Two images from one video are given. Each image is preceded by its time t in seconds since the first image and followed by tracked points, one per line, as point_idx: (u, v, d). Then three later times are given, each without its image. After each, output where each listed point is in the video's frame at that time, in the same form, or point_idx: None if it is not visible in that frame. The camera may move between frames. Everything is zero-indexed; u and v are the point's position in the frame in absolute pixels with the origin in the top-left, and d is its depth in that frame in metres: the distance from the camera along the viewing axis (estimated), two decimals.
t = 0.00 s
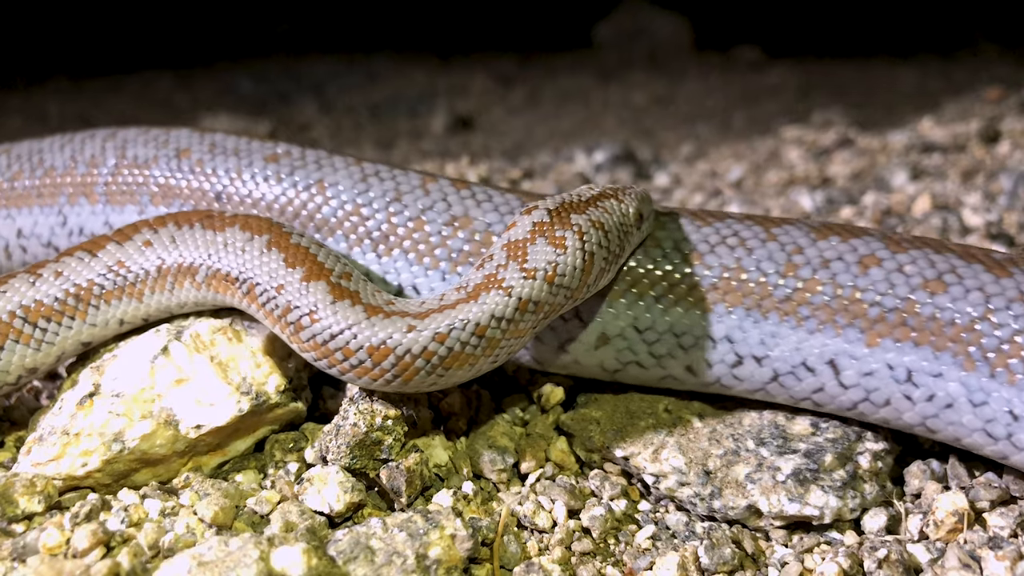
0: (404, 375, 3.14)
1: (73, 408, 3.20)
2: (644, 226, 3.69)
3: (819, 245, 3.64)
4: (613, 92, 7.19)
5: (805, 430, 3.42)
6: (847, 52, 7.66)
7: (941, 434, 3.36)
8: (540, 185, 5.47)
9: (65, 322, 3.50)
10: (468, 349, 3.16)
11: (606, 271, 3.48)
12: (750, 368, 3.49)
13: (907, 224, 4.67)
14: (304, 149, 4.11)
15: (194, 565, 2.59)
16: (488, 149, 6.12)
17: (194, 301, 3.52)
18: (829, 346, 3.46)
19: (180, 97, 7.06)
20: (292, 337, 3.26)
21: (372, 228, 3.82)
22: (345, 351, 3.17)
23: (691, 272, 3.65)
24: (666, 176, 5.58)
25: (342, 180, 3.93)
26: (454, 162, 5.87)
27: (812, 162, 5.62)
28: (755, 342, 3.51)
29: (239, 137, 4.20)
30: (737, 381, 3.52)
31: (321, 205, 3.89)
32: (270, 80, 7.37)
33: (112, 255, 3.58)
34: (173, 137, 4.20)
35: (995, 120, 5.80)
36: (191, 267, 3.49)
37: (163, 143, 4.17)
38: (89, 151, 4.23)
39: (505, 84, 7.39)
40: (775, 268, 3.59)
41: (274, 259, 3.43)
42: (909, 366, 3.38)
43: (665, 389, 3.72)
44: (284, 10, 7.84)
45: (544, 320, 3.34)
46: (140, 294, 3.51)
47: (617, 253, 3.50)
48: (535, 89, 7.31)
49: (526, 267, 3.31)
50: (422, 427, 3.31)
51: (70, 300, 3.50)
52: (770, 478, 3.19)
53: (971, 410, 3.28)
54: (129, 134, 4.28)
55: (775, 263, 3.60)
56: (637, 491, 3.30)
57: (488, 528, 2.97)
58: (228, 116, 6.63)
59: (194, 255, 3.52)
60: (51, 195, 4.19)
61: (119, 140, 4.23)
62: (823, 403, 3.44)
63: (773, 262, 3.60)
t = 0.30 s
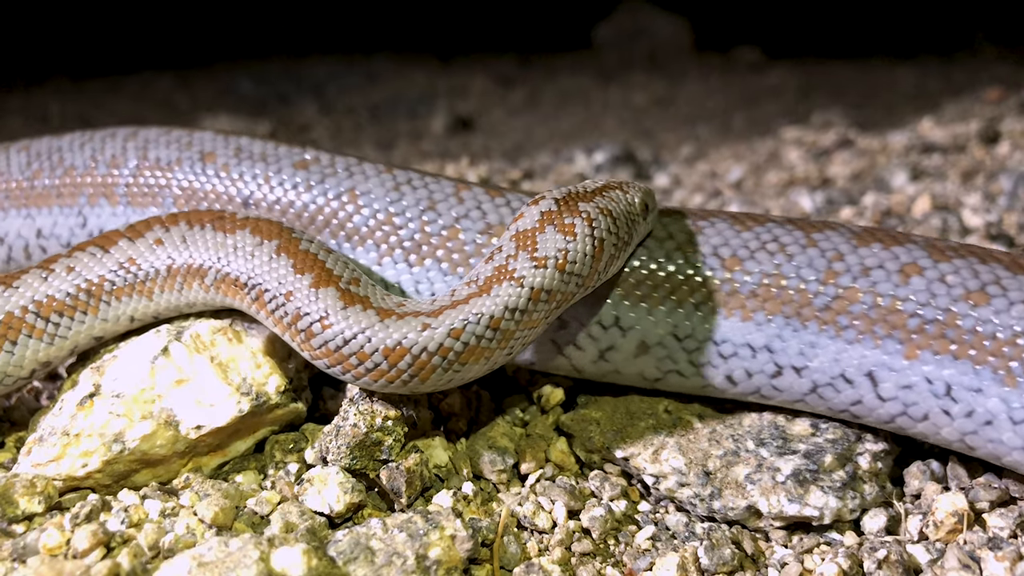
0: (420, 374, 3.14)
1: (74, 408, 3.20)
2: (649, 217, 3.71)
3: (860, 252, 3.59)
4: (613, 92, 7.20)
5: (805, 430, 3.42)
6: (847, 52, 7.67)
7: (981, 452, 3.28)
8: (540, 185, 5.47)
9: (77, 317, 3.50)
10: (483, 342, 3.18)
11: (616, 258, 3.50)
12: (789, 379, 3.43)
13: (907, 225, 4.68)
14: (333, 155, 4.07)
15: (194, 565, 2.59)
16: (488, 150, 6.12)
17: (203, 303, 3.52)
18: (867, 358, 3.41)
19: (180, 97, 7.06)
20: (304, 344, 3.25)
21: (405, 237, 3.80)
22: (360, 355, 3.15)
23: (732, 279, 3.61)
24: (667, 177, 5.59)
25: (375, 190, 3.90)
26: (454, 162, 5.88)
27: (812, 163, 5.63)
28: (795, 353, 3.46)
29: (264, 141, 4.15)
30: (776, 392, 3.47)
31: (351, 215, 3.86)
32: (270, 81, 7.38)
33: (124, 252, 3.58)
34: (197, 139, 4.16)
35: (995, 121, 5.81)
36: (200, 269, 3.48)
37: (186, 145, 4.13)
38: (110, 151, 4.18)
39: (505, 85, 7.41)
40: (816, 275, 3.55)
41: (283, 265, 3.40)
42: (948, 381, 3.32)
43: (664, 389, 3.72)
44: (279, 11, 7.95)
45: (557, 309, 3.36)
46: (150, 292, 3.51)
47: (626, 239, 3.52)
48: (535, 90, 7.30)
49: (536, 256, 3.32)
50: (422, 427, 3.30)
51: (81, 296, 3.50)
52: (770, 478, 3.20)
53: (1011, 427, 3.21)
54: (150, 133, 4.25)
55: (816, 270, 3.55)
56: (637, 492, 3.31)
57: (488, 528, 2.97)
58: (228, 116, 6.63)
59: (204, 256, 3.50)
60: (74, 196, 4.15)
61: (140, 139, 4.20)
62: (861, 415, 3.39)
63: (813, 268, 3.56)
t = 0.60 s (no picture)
0: (437, 374, 3.14)
1: (74, 409, 3.20)
2: (659, 212, 3.73)
3: (904, 261, 3.52)
4: (613, 92, 7.21)
5: (805, 431, 3.42)
6: (847, 52, 7.67)
7: None
8: (540, 186, 5.47)
9: (90, 312, 3.50)
10: (498, 337, 3.18)
11: (628, 250, 3.50)
12: (830, 391, 3.37)
13: (907, 225, 4.68)
14: (364, 164, 4.04)
15: (194, 565, 2.59)
16: (489, 150, 6.11)
17: (212, 304, 3.52)
18: (909, 372, 3.34)
19: (179, 97, 7.07)
20: (315, 351, 3.23)
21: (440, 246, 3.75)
22: (375, 359, 3.13)
23: (774, 286, 3.55)
24: (666, 177, 5.59)
25: (409, 199, 3.86)
26: (454, 163, 5.87)
27: (812, 163, 5.62)
28: (836, 364, 3.39)
29: (292, 148, 4.12)
30: (816, 404, 3.41)
31: (384, 224, 3.81)
32: (270, 81, 7.38)
33: (136, 248, 3.59)
34: (223, 143, 4.14)
35: (995, 121, 5.81)
36: (210, 271, 3.47)
37: (211, 150, 4.11)
38: (131, 152, 4.16)
39: (505, 85, 7.41)
40: (858, 285, 3.49)
41: (292, 271, 3.39)
42: (991, 399, 3.25)
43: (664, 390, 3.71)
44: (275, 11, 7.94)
45: (570, 302, 3.36)
46: (160, 290, 3.51)
47: (637, 232, 3.53)
48: (535, 91, 7.29)
49: (548, 248, 3.34)
50: (422, 428, 3.30)
51: (93, 291, 3.51)
52: (770, 479, 3.19)
53: None
54: (173, 134, 4.23)
55: (858, 280, 3.50)
56: (637, 492, 3.31)
57: (488, 529, 2.97)
58: (228, 117, 6.64)
59: (214, 259, 3.49)
60: (95, 196, 4.13)
61: (163, 141, 4.18)
62: (901, 430, 3.34)
63: (856, 277, 3.51)
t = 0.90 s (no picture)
0: (460, 372, 3.15)
1: (74, 410, 3.20)
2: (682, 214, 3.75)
3: (947, 273, 3.47)
4: (613, 92, 7.22)
5: (804, 432, 3.42)
6: (847, 53, 7.68)
7: None
8: (540, 187, 5.47)
9: (104, 305, 3.50)
10: (520, 331, 3.20)
11: (649, 248, 3.53)
12: (868, 403, 3.33)
13: (907, 226, 4.68)
14: (397, 172, 3.99)
15: (194, 567, 2.59)
16: (489, 152, 6.10)
17: (225, 307, 3.51)
18: (948, 387, 3.29)
19: (180, 98, 7.07)
20: (335, 359, 3.22)
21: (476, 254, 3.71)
22: (399, 361, 3.13)
23: (814, 295, 3.52)
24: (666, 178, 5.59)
25: (444, 209, 3.81)
26: (454, 163, 5.87)
27: (812, 164, 5.63)
28: (875, 376, 3.35)
29: (321, 154, 4.07)
30: (855, 415, 3.38)
31: (393, 228, 3.79)
32: (270, 82, 7.38)
33: (152, 245, 3.58)
34: (251, 148, 4.10)
35: (995, 123, 5.81)
36: (223, 275, 3.46)
37: (239, 155, 4.07)
38: (157, 153, 4.12)
39: (505, 85, 7.42)
40: (898, 295, 3.45)
41: (307, 280, 3.37)
42: None
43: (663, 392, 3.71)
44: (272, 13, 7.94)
45: (590, 297, 3.37)
46: (172, 289, 3.51)
47: (659, 232, 3.55)
48: (535, 92, 7.29)
49: (569, 244, 3.36)
50: (422, 429, 3.30)
51: (107, 286, 3.50)
52: (769, 480, 3.20)
53: None
54: (198, 136, 4.19)
55: (899, 290, 3.46)
56: (637, 494, 3.32)
57: (488, 530, 2.97)
58: (228, 118, 6.64)
59: (228, 263, 3.47)
60: (122, 196, 4.08)
61: (189, 143, 4.15)
62: (939, 445, 3.30)
63: (896, 288, 3.47)
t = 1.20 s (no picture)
0: (481, 366, 3.15)
1: (73, 411, 3.20)
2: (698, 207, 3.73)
3: (997, 287, 3.36)
4: (613, 93, 7.22)
5: (804, 433, 3.41)
6: (847, 53, 7.67)
7: None
8: (540, 187, 5.46)
9: (117, 300, 3.50)
10: (539, 323, 3.20)
11: (664, 237, 3.51)
12: (912, 420, 3.25)
13: (907, 227, 4.67)
14: (420, 178, 3.97)
15: (193, 567, 2.59)
16: (489, 153, 6.09)
17: (236, 311, 3.48)
18: (997, 406, 3.20)
19: (181, 98, 7.07)
20: (353, 364, 3.19)
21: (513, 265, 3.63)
22: (420, 360, 3.12)
23: (857, 306, 3.43)
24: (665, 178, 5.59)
25: (479, 217, 3.76)
26: (454, 164, 5.87)
27: (812, 165, 5.62)
28: (920, 393, 3.26)
29: (353, 162, 4.04)
30: (898, 431, 3.30)
31: (391, 228, 3.78)
32: (270, 83, 7.38)
33: (165, 243, 3.58)
34: (281, 154, 4.08)
35: (995, 123, 5.80)
36: (234, 279, 3.43)
37: (269, 161, 4.05)
38: (183, 154, 4.12)
39: (504, 86, 7.42)
40: (945, 309, 3.35)
41: (319, 286, 3.35)
42: None
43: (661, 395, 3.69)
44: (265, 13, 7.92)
45: (608, 286, 3.37)
46: (183, 288, 3.49)
47: (675, 223, 3.53)
48: (536, 92, 7.29)
49: (585, 233, 3.37)
50: (422, 429, 3.29)
51: (120, 281, 3.50)
52: (770, 480, 3.19)
53: None
54: (227, 140, 4.19)
55: (946, 303, 3.36)
56: (637, 494, 3.32)
57: (488, 530, 2.96)
58: (228, 118, 6.63)
59: (239, 267, 3.44)
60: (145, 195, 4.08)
61: (216, 146, 4.14)
62: (986, 466, 3.20)
63: (943, 302, 3.36)
